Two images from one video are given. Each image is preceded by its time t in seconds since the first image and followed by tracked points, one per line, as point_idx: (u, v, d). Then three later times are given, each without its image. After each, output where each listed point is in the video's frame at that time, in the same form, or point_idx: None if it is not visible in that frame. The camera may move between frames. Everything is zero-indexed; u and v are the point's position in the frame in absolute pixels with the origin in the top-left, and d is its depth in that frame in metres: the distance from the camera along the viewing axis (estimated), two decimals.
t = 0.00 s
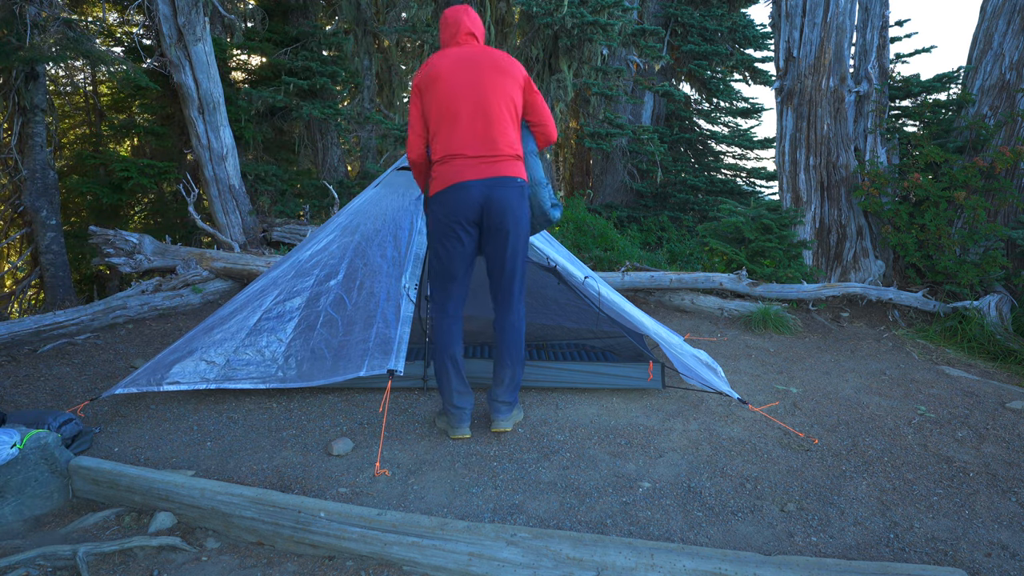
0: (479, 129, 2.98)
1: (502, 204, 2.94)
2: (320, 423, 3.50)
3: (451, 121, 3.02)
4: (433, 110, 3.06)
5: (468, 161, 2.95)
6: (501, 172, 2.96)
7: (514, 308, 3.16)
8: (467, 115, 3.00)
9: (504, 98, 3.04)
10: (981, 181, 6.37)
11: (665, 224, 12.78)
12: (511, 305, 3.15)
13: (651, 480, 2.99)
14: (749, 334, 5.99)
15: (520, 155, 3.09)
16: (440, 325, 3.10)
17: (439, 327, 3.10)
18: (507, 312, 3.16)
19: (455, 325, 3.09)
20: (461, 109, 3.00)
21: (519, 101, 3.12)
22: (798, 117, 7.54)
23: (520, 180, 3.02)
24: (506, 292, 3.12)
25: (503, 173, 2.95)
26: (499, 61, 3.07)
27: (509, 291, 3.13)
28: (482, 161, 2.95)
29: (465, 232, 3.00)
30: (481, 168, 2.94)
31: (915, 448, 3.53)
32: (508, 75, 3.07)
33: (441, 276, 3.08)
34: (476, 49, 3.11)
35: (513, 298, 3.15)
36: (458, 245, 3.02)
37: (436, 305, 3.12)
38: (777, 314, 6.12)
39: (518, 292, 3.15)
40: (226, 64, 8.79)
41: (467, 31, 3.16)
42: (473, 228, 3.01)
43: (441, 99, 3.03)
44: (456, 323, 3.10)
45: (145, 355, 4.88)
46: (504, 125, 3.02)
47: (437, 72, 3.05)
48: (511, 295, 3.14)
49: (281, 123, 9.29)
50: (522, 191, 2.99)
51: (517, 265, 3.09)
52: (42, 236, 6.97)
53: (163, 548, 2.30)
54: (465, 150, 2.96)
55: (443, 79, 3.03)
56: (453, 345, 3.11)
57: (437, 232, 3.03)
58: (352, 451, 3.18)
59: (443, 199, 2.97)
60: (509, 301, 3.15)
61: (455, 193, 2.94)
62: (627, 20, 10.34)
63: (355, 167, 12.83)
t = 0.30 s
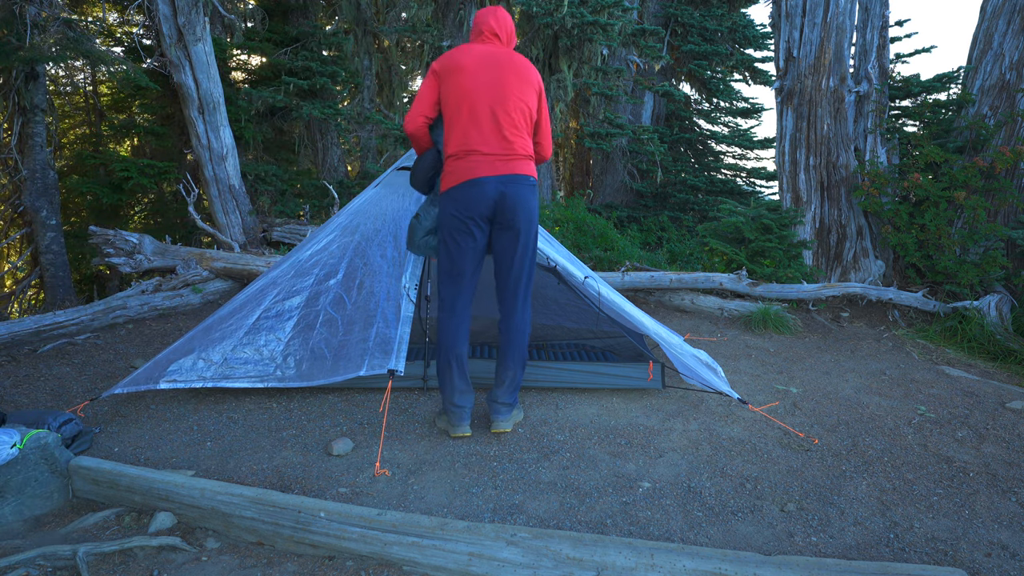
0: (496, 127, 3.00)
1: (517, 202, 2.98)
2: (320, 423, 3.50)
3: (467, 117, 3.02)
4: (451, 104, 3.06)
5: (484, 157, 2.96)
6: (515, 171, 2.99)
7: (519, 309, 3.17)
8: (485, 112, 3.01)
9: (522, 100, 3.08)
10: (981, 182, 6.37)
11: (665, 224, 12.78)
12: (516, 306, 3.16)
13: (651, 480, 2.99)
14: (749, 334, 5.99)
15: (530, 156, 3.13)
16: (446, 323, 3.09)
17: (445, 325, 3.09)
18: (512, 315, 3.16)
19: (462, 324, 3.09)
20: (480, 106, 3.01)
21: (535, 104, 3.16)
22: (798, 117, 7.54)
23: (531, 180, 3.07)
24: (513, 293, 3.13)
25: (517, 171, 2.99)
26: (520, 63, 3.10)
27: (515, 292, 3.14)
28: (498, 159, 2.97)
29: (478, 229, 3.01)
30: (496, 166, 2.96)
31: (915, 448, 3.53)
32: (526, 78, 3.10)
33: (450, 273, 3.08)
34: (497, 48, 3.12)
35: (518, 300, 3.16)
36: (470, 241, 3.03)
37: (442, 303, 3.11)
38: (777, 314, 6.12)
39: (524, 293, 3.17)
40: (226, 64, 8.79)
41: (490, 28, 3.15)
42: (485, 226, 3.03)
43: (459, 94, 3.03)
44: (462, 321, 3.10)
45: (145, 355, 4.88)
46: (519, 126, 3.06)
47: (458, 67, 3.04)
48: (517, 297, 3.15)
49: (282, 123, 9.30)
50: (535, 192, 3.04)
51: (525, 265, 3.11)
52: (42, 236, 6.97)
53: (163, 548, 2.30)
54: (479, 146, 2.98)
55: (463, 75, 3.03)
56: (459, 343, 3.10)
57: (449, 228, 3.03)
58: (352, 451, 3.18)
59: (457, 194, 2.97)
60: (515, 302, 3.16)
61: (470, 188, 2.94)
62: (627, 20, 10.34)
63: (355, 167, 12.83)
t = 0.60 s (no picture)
0: (504, 127, 3.01)
1: (524, 202, 2.99)
2: (320, 423, 3.50)
3: (475, 116, 3.02)
4: (458, 103, 3.05)
5: (492, 157, 2.97)
6: (521, 171, 3.00)
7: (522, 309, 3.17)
8: (493, 112, 3.02)
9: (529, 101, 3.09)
10: (981, 182, 6.37)
11: (665, 224, 12.78)
12: (518, 306, 3.15)
13: (651, 480, 2.99)
14: (749, 334, 5.99)
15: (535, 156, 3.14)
16: (450, 321, 3.09)
17: (448, 323, 3.09)
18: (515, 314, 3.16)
19: (465, 323, 3.09)
20: (487, 105, 3.02)
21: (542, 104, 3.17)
22: (798, 117, 7.54)
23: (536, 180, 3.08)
24: (516, 292, 3.13)
25: (524, 172, 3.00)
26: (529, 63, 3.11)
27: (518, 293, 3.14)
28: (505, 159, 2.98)
29: (484, 229, 3.01)
30: (504, 166, 2.96)
31: (915, 448, 3.53)
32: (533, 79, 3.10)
33: (455, 272, 3.08)
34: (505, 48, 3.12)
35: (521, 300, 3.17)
36: (476, 241, 3.02)
37: (446, 302, 3.10)
38: (777, 314, 6.12)
39: (528, 295, 3.17)
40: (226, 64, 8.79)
41: (500, 27, 3.15)
42: (492, 226, 3.03)
43: (468, 94, 3.03)
44: (465, 321, 3.10)
45: (145, 355, 4.87)
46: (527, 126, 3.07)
47: (465, 66, 3.04)
48: (520, 297, 3.15)
49: (282, 123, 9.30)
50: (541, 192, 3.05)
51: (530, 264, 3.12)
52: (42, 236, 6.97)
53: (163, 548, 2.30)
54: (487, 145, 2.98)
55: (471, 74, 3.04)
56: (461, 343, 3.10)
57: (455, 227, 3.02)
58: (352, 451, 3.18)
59: (464, 193, 2.97)
60: (518, 302, 3.16)
61: (477, 187, 2.94)
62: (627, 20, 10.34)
63: (355, 167, 12.83)
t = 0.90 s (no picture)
0: (506, 128, 3.01)
1: (527, 203, 2.99)
2: (320, 423, 3.51)
3: (478, 117, 3.03)
4: (461, 104, 3.06)
5: (495, 158, 2.97)
6: (524, 171, 2.99)
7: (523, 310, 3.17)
8: (495, 112, 3.02)
9: (532, 99, 3.08)
10: (981, 181, 6.37)
11: (665, 224, 12.78)
12: (520, 307, 3.15)
13: (651, 480, 2.99)
14: (749, 334, 5.99)
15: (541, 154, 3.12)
16: (451, 321, 3.09)
17: (449, 323, 3.09)
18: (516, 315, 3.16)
19: (466, 323, 3.09)
20: (490, 106, 3.02)
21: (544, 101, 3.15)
22: (798, 117, 7.54)
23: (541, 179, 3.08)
24: (518, 293, 3.13)
25: (527, 172, 3.00)
26: (531, 59, 3.09)
27: (520, 293, 3.14)
28: (508, 159, 2.98)
29: (487, 230, 3.01)
30: (507, 166, 2.96)
31: (915, 448, 3.53)
32: (535, 77, 3.08)
33: (456, 272, 3.08)
34: (507, 47, 3.12)
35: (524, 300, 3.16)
36: (478, 241, 3.02)
37: (448, 302, 3.11)
38: (777, 314, 6.12)
39: (530, 296, 3.17)
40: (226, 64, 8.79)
41: (501, 27, 3.16)
42: (494, 227, 3.03)
43: (470, 95, 3.04)
44: (465, 322, 3.10)
45: (145, 356, 4.87)
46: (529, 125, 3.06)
47: (467, 67, 3.05)
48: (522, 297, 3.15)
49: (282, 123, 9.30)
50: (544, 193, 3.05)
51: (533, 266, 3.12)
52: (42, 236, 6.97)
53: (163, 548, 2.30)
54: (490, 147, 2.99)
55: (472, 75, 3.04)
56: (462, 343, 3.10)
57: (457, 227, 3.03)
58: (352, 451, 3.18)
59: (467, 194, 2.97)
60: (519, 302, 3.15)
61: (480, 188, 2.95)
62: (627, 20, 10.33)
63: (355, 167, 12.83)
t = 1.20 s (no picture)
0: (512, 130, 3.01)
1: (533, 205, 2.99)
2: (320, 423, 3.50)
3: (483, 121, 3.03)
4: (466, 109, 3.07)
5: (501, 160, 2.97)
6: (530, 174, 2.99)
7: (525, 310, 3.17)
8: (499, 116, 3.02)
9: (536, 101, 3.08)
10: (981, 182, 6.36)
11: (665, 224, 12.78)
12: (523, 308, 3.16)
13: (651, 480, 2.99)
14: (749, 334, 5.99)
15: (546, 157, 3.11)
16: (452, 318, 3.10)
17: (451, 321, 3.10)
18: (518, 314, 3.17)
19: (467, 321, 3.10)
20: (494, 110, 3.03)
21: (547, 103, 3.16)
22: (798, 117, 7.54)
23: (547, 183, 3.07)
24: (521, 293, 3.13)
25: (533, 175, 3.00)
26: (533, 61, 3.10)
27: (523, 293, 3.14)
28: (515, 162, 2.98)
29: (491, 231, 3.01)
30: (513, 169, 2.96)
31: (915, 448, 3.53)
32: (537, 81, 3.09)
33: (459, 270, 3.08)
34: (507, 51, 3.12)
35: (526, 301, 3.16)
36: (482, 242, 3.02)
37: (450, 299, 3.11)
38: (777, 314, 6.12)
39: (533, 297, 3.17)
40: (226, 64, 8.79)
41: (501, 32, 3.15)
42: (499, 228, 3.03)
43: (474, 100, 3.05)
44: (467, 319, 3.12)
45: (145, 355, 4.87)
46: (534, 126, 3.06)
47: (469, 72, 3.06)
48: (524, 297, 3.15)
49: (282, 123, 9.32)
50: (550, 196, 3.05)
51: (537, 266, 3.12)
52: (42, 236, 6.97)
53: (163, 548, 2.30)
54: (495, 150, 2.98)
55: (475, 80, 3.05)
56: (464, 341, 3.11)
57: (462, 227, 3.02)
58: (352, 451, 3.18)
59: (473, 196, 2.97)
60: (522, 302, 3.16)
61: (487, 191, 2.94)
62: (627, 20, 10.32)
63: (355, 167, 12.83)
